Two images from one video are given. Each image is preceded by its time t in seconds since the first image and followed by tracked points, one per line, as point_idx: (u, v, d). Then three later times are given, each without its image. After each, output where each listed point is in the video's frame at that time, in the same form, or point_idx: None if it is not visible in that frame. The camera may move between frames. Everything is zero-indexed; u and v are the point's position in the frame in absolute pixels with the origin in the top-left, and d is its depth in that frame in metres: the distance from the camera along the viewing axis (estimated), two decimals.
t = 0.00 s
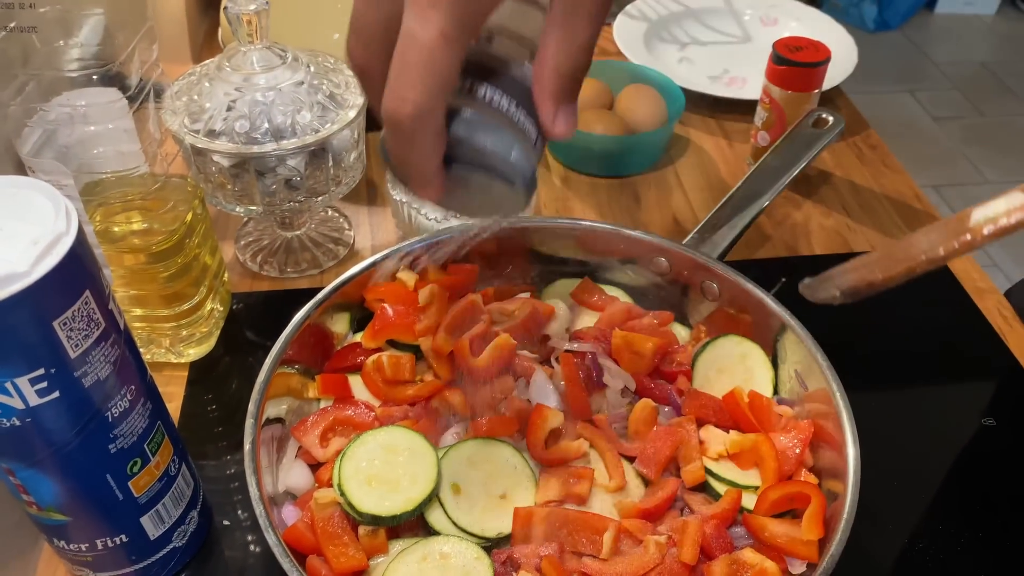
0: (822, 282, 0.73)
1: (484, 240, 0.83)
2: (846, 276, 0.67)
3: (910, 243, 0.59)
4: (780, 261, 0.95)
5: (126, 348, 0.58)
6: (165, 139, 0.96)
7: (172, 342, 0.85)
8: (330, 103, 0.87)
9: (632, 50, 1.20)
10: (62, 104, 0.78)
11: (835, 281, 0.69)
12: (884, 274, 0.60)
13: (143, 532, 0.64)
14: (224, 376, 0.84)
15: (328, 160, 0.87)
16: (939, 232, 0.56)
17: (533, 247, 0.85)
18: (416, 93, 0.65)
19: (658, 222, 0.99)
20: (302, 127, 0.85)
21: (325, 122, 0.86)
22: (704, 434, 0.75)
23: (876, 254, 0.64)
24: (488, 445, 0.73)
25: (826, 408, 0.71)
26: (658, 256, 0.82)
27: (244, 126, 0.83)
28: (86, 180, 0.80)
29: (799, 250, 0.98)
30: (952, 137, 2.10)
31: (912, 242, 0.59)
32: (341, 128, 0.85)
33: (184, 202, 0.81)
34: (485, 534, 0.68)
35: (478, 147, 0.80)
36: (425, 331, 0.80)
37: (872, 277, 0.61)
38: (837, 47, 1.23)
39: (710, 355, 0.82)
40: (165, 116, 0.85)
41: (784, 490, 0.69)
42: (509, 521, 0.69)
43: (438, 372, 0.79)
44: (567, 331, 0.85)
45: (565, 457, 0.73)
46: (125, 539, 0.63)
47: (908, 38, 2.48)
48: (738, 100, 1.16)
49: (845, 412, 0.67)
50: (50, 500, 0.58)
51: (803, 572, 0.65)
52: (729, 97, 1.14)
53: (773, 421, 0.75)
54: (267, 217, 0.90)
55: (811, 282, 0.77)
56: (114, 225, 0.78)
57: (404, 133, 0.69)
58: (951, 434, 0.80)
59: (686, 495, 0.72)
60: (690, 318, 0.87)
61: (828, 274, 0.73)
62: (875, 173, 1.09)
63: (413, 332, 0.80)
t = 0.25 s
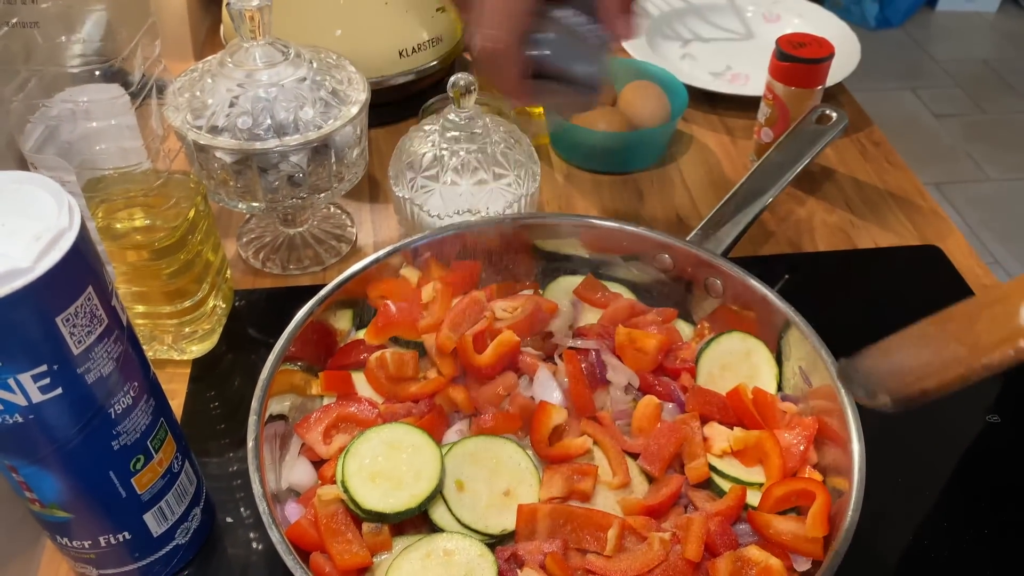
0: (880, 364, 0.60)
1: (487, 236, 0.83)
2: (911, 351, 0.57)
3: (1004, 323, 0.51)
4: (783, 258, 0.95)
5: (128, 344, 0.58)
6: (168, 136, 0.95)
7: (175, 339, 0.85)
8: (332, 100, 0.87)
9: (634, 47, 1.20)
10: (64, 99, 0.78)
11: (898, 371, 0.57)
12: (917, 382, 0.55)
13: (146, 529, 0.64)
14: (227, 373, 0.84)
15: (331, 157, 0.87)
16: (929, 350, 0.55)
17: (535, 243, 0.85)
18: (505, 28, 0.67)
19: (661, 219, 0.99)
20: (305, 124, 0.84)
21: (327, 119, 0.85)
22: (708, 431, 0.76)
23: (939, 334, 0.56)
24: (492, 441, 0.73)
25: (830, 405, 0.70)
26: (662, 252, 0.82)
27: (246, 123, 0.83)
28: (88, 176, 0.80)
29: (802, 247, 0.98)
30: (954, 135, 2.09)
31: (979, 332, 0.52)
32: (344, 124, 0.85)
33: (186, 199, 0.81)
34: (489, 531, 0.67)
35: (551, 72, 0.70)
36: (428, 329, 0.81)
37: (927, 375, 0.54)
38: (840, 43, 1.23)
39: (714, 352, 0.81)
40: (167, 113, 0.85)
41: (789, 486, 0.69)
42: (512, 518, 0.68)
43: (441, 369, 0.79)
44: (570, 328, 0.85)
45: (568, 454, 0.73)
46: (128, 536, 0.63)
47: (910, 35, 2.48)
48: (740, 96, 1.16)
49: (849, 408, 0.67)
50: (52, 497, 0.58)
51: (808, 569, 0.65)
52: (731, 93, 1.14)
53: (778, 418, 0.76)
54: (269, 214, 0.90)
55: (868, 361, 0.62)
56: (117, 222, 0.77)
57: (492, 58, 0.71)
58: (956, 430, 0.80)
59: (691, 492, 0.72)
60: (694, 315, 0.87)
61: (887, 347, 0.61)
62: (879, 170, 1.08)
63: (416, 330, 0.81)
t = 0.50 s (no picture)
0: (895, 358, 0.68)
1: (489, 232, 0.83)
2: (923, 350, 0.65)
3: (1016, 321, 0.58)
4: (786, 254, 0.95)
5: (129, 339, 0.58)
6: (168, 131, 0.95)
7: (175, 335, 0.85)
8: (333, 95, 0.87)
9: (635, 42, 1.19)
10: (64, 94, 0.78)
11: (909, 366, 0.65)
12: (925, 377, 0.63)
13: (147, 525, 0.64)
14: (228, 369, 0.84)
15: (332, 152, 0.86)
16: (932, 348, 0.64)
17: (537, 238, 0.85)
18: (681, 113, 0.55)
19: (663, 215, 0.99)
20: (306, 119, 0.84)
21: (328, 114, 0.85)
22: (711, 427, 0.75)
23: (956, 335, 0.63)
24: (494, 437, 0.72)
25: (833, 401, 0.70)
26: (664, 248, 0.82)
27: (247, 118, 0.83)
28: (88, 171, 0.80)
29: (805, 242, 0.97)
30: (957, 131, 2.09)
31: (993, 328, 0.60)
32: (345, 118, 0.84)
33: (187, 194, 0.80)
34: (491, 527, 0.67)
35: (727, 145, 0.76)
36: (430, 324, 0.80)
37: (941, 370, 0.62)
38: (842, 38, 1.22)
39: (717, 347, 0.81)
40: (168, 108, 0.84)
41: (792, 482, 0.69)
42: (515, 514, 0.68)
43: (443, 365, 0.78)
44: (573, 324, 0.84)
45: (570, 449, 0.73)
46: (129, 532, 0.63)
47: (913, 31, 2.47)
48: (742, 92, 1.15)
49: (853, 403, 0.67)
50: (53, 492, 0.58)
51: (811, 565, 0.64)
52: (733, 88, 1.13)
53: (780, 413, 0.76)
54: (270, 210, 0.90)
55: (878, 358, 0.71)
56: (117, 217, 0.77)
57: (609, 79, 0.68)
58: (959, 426, 0.79)
59: (693, 488, 0.72)
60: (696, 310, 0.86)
61: (902, 340, 0.68)
62: (881, 165, 1.08)
63: (418, 325, 0.80)
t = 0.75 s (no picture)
0: (918, 380, 0.79)
1: (490, 226, 0.82)
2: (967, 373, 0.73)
3: None
4: (789, 248, 0.95)
5: (131, 333, 0.58)
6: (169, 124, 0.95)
7: (177, 330, 0.85)
8: (335, 89, 0.87)
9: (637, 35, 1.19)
10: (65, 88, 0.78)
11: (930, 387, 0.77)
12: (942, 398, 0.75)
13: (150, 518, 0.64)
14: (230, 363, 0.84)
15: (333, 146, 0.86)
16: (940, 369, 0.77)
17: (538, 232, 0.85)
18: (654, 66, 0.53)
19: (665, 209, 0.98)
20: (307, 113, 0.84)
21: (330, 108, 0.85)
22: (712, 421, 0.75)
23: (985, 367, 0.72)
24: (497, 430, 0.73)
25: (835, 395, 0.70)
26: (666, 242, 0.82)
27: (248, 112, 0.83)
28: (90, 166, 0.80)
29: (807, 237, 0.97)
30: (959, 126, 2.08)
31: None
32: (346, 113, 0.84)
33: (189, 188, 0.81)
34: (494, 521, 0.67)
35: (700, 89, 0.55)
36: (432, 318, 0.80)
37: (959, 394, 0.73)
38: (844, 31, 1.22)
39: (719, 341, 0.81)
40: (169, 102, 0.84)
41: (795, 475, 0.69)
42: (518, 507, 0.68)
43: (445, 359, 0.78)
44: (574, 318, 0.84)
45: (573, 443, 0.73)
46: (131, 526, 0.63)
47: (914, 26, 2.46)
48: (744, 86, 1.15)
49: (855, 397, 0.67)
50: (56, 486, 0.58)
51: (813, 558, 0.65)
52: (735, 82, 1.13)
53: (783, 407, 0.75)
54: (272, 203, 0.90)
55: (902, 377, 0.81)
56: (119, 211, 0.77)
57: (581, 17, 0.62)
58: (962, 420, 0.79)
59: (695, 481, 0.72)
60: (698, 304, 0.86)
61: (928, 363, 0.80)
62: (884, 159, 1.08)
63: (419, 319, 0.81)
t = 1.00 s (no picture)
0: (895, 326, 0.83)
1: (489, 221, 0.82)
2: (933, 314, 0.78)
3: (1011, 288, 0.71)
4: (788, 243, 0.94)
5: (130, 327, 0.58)
6: (168, 120, 0.95)
7: (177, 324, 0.84)
8: (334, 83, 0.86)
9: (636, 30, 1.19)
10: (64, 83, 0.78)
11: (906, 332, 0.81)
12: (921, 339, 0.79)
13: (149, 513, 0.64)
14: (230, 358, 0.84)
15: (332, 141, 0.86)
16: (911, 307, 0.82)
17: (538, 227, 0.85)
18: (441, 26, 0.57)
19: (664, 203, 0.98)
20: (306, 107, 0.84)
21: (329, 102, 0.85)
22: (712, 415, 0.75)
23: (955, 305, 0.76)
24: (497, 425, 0.73)
25: (834, 389, 0.70)
26: (665, 236, 0.82)
27: (247, 107, 0.83)
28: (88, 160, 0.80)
29: (806, 231, 0.97)
30: (959, 121, 2.08)
31: (989, 295, 0.73)
32: (345, 107, 0.84)
33: (188, 183, 0.80)
34: (493, 515, 0.67)
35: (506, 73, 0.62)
36: (430, 313, 0.80)
37: (930, 331, 0.78)
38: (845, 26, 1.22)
39: (718, 335, 0.81)
40: (168, 97, 0.84)
41: (794, 470, 0.69)
42: (517, 501, 0.68)
43: (444, 354, 0.79)
44: (574, 313, 0.85)
45: (572, 438, 0.73)
46: (131, 520, 0.63)
47: (914, 21, 2.45)
48: (744, 80, 1.15)
49: (853, 391, 0.67)
50: (55, 480, 0.58)
51: (812, 553, 0.64)
52: (734, 77, 1.13)
53: (782, 401, 0.75)
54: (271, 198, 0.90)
55: (877, 325, 0.86)
56: (117, 206, 0.77)
57: (435, 62, 0.59)
58: (961, 414, 0.79)
59: (694, 475, 0.72)
60: (698, 299, 0.87)
61: (902, 311, 0.84)
62: (883, 154, 1.08)
63: (419, 314, 0.81)
